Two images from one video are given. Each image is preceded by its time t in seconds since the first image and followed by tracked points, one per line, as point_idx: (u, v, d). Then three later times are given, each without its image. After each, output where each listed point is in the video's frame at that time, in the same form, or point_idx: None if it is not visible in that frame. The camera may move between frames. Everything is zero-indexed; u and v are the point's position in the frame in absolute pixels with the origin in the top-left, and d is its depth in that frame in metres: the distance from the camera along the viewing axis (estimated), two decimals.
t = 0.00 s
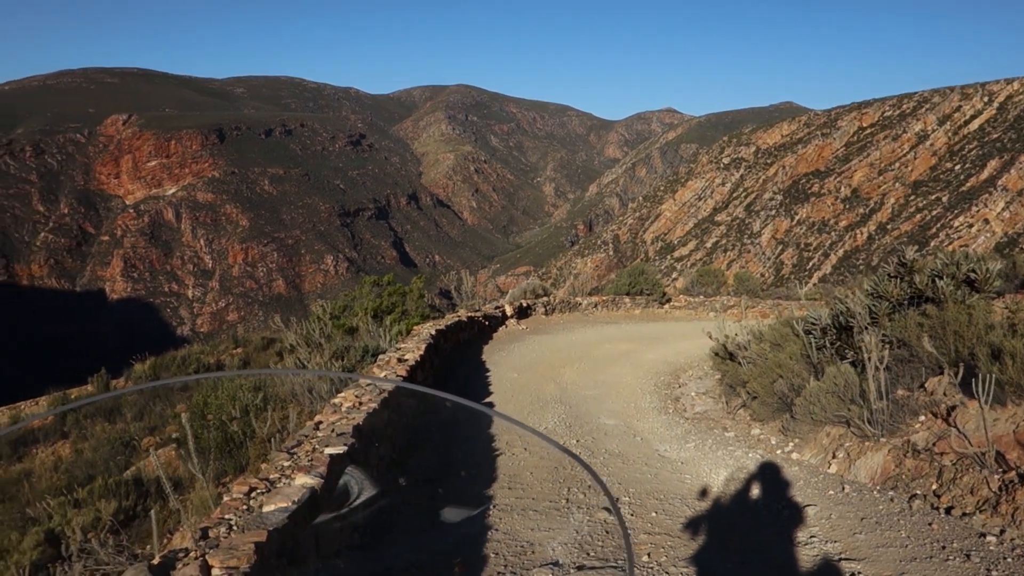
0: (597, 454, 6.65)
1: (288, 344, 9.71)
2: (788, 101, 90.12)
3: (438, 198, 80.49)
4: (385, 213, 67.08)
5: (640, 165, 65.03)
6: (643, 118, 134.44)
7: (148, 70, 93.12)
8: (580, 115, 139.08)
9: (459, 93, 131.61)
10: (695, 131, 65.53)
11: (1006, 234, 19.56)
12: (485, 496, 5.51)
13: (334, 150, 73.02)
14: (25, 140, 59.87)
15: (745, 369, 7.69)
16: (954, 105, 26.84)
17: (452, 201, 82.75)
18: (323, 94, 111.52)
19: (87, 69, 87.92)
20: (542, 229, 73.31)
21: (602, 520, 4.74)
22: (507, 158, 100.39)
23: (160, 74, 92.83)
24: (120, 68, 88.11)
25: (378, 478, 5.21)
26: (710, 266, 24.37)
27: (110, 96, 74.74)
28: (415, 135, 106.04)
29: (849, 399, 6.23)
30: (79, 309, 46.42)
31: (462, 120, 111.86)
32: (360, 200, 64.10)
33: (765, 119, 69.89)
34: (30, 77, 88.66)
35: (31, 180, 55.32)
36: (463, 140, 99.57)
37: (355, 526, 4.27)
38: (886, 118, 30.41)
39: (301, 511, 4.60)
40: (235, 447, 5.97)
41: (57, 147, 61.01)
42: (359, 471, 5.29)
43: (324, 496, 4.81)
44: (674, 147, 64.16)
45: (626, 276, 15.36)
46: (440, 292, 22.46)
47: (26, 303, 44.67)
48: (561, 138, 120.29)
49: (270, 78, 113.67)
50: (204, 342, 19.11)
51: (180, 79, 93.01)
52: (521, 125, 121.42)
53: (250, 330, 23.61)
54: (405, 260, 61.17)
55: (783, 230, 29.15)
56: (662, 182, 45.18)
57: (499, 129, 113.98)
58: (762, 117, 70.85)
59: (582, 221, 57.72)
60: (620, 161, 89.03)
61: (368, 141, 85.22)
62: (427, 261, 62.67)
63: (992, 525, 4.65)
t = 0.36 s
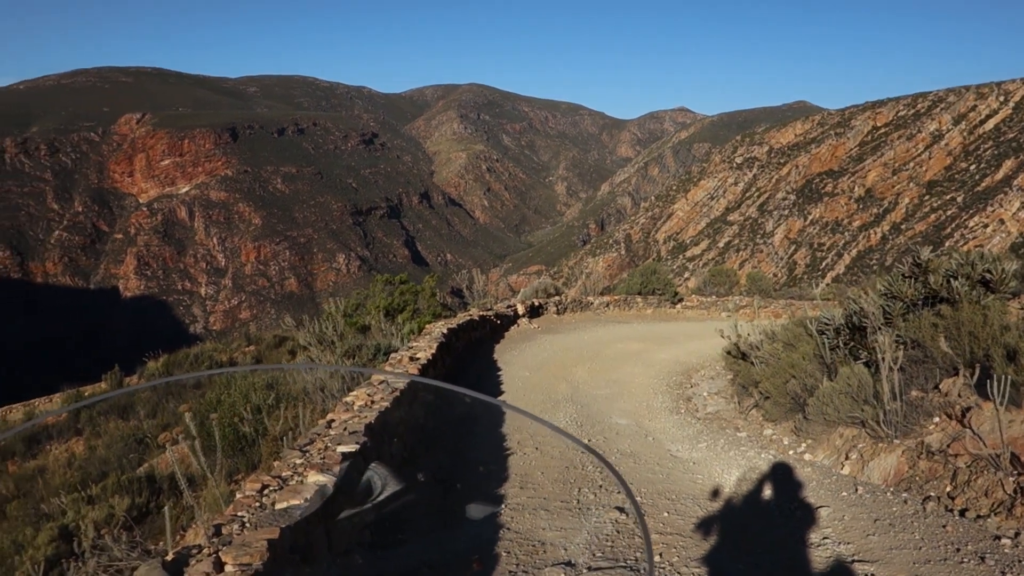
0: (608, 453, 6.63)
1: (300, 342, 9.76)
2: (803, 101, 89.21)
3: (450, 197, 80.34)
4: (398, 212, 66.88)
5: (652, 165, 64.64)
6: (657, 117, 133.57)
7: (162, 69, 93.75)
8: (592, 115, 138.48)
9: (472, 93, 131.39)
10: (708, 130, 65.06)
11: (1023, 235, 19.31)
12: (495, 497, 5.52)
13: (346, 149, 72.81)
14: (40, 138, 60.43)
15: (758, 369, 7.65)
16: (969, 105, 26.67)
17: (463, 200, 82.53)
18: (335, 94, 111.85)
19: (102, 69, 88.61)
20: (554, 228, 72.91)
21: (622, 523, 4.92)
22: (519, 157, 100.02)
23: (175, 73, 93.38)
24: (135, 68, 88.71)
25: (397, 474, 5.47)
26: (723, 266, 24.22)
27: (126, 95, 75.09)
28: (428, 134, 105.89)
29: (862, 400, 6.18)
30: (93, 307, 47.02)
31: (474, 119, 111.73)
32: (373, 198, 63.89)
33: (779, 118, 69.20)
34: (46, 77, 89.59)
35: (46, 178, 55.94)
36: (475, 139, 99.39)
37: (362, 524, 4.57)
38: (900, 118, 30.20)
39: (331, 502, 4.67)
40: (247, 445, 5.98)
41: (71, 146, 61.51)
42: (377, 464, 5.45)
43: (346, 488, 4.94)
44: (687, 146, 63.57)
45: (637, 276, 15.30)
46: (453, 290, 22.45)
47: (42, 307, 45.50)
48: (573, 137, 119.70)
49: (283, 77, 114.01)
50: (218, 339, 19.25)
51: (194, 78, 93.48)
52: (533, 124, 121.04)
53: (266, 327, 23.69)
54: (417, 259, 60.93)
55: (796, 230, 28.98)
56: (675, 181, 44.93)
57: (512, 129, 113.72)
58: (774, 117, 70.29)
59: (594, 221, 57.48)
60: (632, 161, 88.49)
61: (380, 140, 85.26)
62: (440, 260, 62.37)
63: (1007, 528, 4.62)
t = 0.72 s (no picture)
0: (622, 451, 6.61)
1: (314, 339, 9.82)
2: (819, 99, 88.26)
3: (463, 195, 80.19)
4: (411, 209, 66.78)
5: (667, 163, 64.21)
6: (671, 115, 132.79)
7: (178, 67, 94.33)
8: (606, 113, 137.70)
9: (486, 90, 131.06)
10: (723, 128, 64.52)
11: None
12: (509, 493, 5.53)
13: (360, 147, 72.09)
14: (57, 136, 61.04)
15: (772, 368, 7.62)
16: (986, 103, 26.50)
17: (476, 198, 82.39)
18: (350, 91, 112.10)
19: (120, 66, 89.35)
20: (567, 226, 72.54)
21: (633, 522, 4.93)
22: (533, 155, 99.74)
23: (190, 71, 93.91)
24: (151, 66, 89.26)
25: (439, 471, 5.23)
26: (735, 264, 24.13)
27: (142, 93, 75.52)
28: (441, 132, 105.78)
29: (877, 400, 6.16)
30: (109, 304, 47.79)
31: (488, 117, 111.51)
32: (386, 196, 63.83)
33: (795, 116, 68.57)
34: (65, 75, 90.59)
35: (63, 176, 56.88)
36: (489, 137, 99.16)
37: (378, 520, 4.28)
38: (916, 116, 30.00)
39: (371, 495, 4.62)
40: (262, 441, 6.03)
41: (88, 144, 62.10)
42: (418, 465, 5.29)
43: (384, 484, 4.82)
44: (701, 143, 62.39)
45: (651, 274, 15.24)
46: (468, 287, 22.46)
47: (61, 307, 46.16)
48: (586, 135, 119.06)
49: (298, 74, 114.46)
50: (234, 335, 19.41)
51: (210, 75, 93.95)
52: (547, 122, 120.58)
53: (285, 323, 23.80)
54: (430, 257, 60.80)
55: (810, 228, 28.82)
56: (689, 179, 44.69)
57: (526, 126, 113.40)
58: (790, 115, 69.68)
59: (608, 219, 57.31)
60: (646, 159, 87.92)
61: (394, 137, 85.19)
62: (453, 258, 62.15)
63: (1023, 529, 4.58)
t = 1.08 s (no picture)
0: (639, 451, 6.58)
1: (331, 338, 9.90)
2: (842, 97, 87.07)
3: (481, 194, 80.12)
4: (429, 208, 66.77)
5: (685, 161, 63.75)
6: (690, 114, 131.80)
7: (198, 66, 95.18)
8: (625, 111, 137.06)
9: (504, 88, 130.77)
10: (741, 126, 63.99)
11: None
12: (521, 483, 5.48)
13: (378, 145, 71.89)
14: (78, 133, 61.80)
15: (791, 368, 7.58)
16: (1010, 101, 26.21)
17: (494, 196, 82.19)
18: (368, 90, 112.63)
19: (141, 65, 90.20)
20: (584, 225, 72.08)
21: (648, 523, 4.65)
22: (551, 153, 99.48)
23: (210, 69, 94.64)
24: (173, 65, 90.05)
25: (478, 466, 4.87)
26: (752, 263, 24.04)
27: (162, 90, 75.88)
28: (459, 130, 105.66)
29: (897, 400, 6.12)
30: (130, 302, 48.91)
31: (506, 115, 111.38)
32: (404, 194, 63.80)
33: (816, 115, 67.79)
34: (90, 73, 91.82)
35: (84, 174, 57.92)
36: (506, 135, 99.04)
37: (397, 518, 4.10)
38: (938, 114, 29.70)
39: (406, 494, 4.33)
40: (280, 438, 6.12)
41: (109, 142, 62.74)
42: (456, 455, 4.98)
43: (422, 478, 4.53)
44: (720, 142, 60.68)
45: (669, 273, 15.17)
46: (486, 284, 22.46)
47: (84, 308, 47.25)
48: (604, 134, 118.28)
49: (316, 73, 115.19)
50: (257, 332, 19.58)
51: (229, 74, 94.63)
52: (565, 120, 120.16)
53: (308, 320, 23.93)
54: (448, 255, 60.66)
55: (830, 227, 28.57)
56: (708, 177, 44.47)
57: (544, 125, 113.10)
58: (810, 113, 68.90)
59: (626, 218, 57.12)
60: (665, 157, 87.19)
61: (412, 135, 85.22)
62: (471, 256, 61.89)
63: None
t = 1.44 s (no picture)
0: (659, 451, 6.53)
1: (349, 337, 9.97)
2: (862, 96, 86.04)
3: (498, 193, 80.01)
4: (446, 207, 66.75)
5: (703, 160, 63.33)
6: (709, 113, 130.83)
7: (219, 66, 95.95)
8: (642, 110, 136.42)
9: (522, 88, 130.60)
10: (760, 125, 63.50)
11: None
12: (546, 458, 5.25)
13: (395, 144, 71.86)
14: (99, 132, 62.34)
15: (810, 368, 7.54)
16: None
17: (511, 195, 81.93)
18: (386, 89, 113.03)
19: (163, 64, 91.03)
20: (601, 225, 71.58)
21: (666, 524, 4.51)
22: (568, 153, 99.20)
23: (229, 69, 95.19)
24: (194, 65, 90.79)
25: (524, 463, 4.54)
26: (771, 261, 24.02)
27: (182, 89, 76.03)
28: (476, 129, 105.51)
29: (917, 401, 6.07)
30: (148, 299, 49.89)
31: (523, 115, 111.20)
32: (421, 193, 63.75)
33: (836, 114, 66.98)
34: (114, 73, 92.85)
35: (105, 173, 58.66)
36: (524, 134, 98.91)
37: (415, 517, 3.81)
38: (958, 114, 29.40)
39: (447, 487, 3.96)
40: (299, 436, 6.17)
41: (129, 141, 63.14)
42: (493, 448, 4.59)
43: (464, 470, 4.17)
44: (737, 141, 60.82)
45: (687, 273, 15.09)
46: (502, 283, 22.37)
47: (104, 305, 48.15)
48: (622, 133, 117.50)
49: (335, 73, 115.71)
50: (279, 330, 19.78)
51: (248, 73, 95.12)
52: (583, 120, 119.72)
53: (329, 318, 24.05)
54: (465, 254, 60.52)
55: (849, 227, 28.40)
56: (726, 176, 44.29)
57: (562, 125, 112.69)
58: (830, 113, 68.18)
59: (643, 217, 56.86)
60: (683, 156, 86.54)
61: (430, 135, 85.18)
62: (488, 255, 61.61)
63: None
